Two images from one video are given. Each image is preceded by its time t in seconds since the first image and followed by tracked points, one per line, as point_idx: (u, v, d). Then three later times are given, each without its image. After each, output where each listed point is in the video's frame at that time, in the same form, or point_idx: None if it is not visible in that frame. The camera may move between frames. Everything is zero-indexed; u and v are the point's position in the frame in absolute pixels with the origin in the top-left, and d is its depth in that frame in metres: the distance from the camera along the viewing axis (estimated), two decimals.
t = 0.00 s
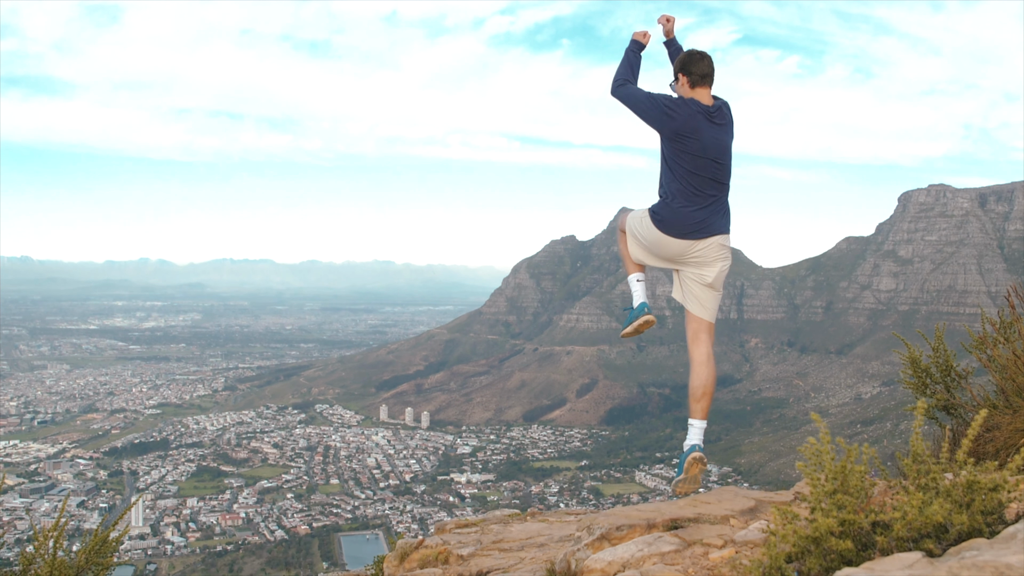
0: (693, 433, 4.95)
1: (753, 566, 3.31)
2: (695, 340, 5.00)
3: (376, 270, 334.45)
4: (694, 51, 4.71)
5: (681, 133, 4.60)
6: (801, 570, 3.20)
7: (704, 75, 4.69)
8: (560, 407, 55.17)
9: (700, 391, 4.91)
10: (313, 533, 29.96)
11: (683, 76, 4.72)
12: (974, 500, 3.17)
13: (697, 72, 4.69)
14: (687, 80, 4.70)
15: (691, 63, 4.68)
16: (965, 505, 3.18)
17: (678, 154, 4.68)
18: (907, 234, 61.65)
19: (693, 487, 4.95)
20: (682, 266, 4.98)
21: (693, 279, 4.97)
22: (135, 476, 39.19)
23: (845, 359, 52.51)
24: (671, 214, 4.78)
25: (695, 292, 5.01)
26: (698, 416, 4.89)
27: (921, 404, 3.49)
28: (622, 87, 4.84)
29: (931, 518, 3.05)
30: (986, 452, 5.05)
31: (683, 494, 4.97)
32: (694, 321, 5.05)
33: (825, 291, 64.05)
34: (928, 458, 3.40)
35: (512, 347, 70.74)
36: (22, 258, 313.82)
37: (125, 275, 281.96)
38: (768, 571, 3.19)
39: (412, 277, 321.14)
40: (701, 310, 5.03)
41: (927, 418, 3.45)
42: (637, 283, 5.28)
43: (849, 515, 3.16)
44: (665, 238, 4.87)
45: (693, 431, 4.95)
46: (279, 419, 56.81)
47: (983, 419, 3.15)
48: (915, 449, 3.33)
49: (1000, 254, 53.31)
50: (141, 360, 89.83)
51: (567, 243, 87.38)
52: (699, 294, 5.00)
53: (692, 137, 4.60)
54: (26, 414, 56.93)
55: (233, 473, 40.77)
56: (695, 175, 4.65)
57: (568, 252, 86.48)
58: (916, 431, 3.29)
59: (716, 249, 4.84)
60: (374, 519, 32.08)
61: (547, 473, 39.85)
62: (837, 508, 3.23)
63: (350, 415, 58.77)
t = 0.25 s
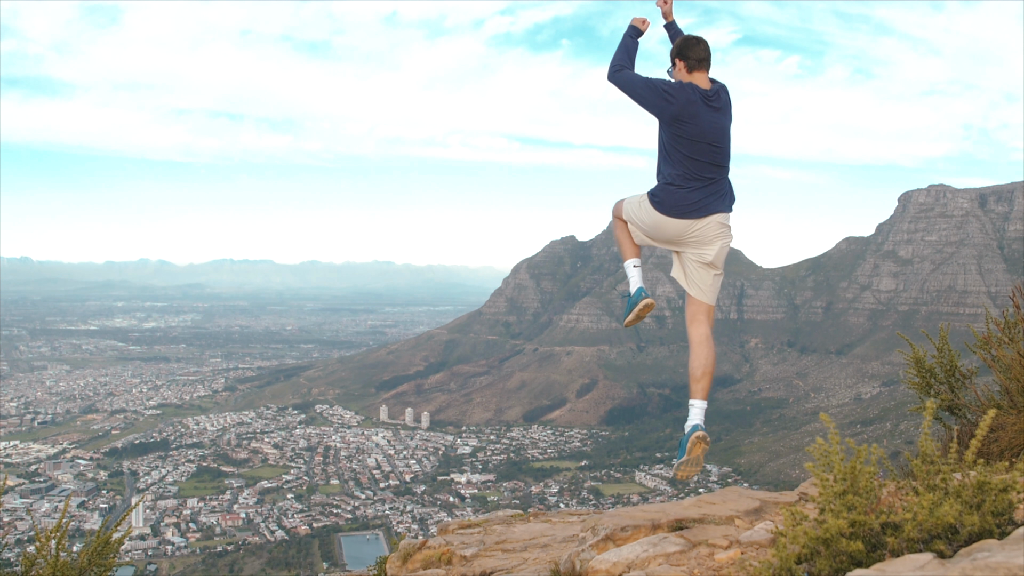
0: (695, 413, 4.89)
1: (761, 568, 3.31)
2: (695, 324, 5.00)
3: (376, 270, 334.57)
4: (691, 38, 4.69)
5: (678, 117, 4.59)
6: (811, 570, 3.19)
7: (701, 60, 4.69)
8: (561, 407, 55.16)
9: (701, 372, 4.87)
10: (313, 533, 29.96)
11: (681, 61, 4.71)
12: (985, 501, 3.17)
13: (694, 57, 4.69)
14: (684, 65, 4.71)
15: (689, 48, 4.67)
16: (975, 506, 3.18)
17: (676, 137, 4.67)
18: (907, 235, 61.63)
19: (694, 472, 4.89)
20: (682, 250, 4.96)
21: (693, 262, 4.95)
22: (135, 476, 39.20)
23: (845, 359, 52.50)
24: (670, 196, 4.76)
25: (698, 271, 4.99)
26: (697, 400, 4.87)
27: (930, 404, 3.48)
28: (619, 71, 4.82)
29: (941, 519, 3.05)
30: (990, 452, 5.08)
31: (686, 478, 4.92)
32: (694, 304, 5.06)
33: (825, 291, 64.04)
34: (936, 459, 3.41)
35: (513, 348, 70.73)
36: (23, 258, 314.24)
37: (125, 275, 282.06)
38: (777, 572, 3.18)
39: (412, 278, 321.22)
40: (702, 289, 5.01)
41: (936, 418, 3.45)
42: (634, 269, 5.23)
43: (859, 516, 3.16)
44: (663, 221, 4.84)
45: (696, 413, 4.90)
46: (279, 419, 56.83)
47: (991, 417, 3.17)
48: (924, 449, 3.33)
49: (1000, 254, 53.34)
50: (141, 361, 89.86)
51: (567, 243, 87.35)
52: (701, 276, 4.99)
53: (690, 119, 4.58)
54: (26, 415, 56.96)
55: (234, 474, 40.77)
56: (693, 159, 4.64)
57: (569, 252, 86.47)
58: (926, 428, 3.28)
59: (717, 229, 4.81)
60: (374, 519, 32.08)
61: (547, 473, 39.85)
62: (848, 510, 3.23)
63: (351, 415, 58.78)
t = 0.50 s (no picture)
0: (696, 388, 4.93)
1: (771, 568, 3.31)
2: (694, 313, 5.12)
3: (376, 270, 334.60)
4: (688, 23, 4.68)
5: (676, 100, 4.58)
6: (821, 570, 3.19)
7: (699, 44, 4.67)
8: (561, 406, 55.16)
9: (700, 351, 5.06)
10: (314, 533, 29.96)
11: (678, 46, 4.70)
12: (995, 500, 3.17)
13: (692, 41, 4.67)
14: (682, 50, 4.69)
15: (686, 33, 4.66)
16: (986, 506, 3.18)
17: (674, 121, 4.67)
18: (907, 233, 61.59)
19: (702, 447, 4.87)
20: (681, 236, 5.00)
21: (692, 250, 5.00)
22: (135, 476, 39.18)
23: (845, 358, 52.53)
24: (670, 180, 4.76)
25: (697, 257, 5.05)
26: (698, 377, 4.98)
27: (939, 403, 3.49)
28: (615, 57, 4.79)
29: (953, 518, 3.05)
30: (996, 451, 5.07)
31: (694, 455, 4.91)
32: (692, 291, 5.14)
33: (826, 290, 64.06)
34: (946, 457, 3.41)
35: (513, 347, 70.72)
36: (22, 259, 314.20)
37: (125, 275, 282.03)
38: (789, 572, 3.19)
39: (412, 277, 321.15)
40: (700, 275, 5.09)
41: (945, 417, 3.46)
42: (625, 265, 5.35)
43: (870, 515, 3.16)
44: (663, 204, 4.84)
45: (695, 390, 4.95)
46: (279, 419, 56.84)
47: (1000, 418, 3.18)
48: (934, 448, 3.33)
49: (1000, 253, 53.35)
50: (141, 361, 89.82)
51: (567, 242, 87.32)
52: (700, 260, 5.05)
53: (688, 103, 4.58)
54: (26, 415, 56.96)
55: (234, 474, 40.77)
56: (693, 142, 4.63)
57: (569, 251, 86.48)
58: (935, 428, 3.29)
59: (717, 212, 4.81)
60: (374, 518, 32.09)
61: (547, 473, 39.85)
62: (858, 509, 3.23)
63: (351, 415, 58.77)
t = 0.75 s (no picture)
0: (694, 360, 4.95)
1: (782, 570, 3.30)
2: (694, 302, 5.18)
3: (377, 270, 334.84)
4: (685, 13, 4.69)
5: (674, 86, 4.57)
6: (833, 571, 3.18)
7: (698, 34, 4.69)
8: (562, 406, 55.16)
9: (700, 328, 5.13)
10: (315, 533, 29.98)
11: (676, 36, 4.71)
12: (1008, 502, 3.16)
13: (690, 31, 4.69)
14: (681, 40, 4.71)
15: (683, 21, 4.67)
16: (998, 506, 3.18)
17: (673, 108, 4.66)
18: (907, 233, 61.54)
19: (705, 420, 4.74)
20: (681, 225, 4.98)
21: (692, 237, 4.98)
22: (136, 477, 39.22)
23: (846, 358, 52.55)
24: (671, 167, 4.74)
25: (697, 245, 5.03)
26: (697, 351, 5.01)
27: (950, 402, 3.47)
28: (613, 45, 4.78)
29: (965, 520, 3.05)
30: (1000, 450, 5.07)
31: (699, 430, 4.76)
32: (691, 278, 5.15)
33: (826, 290, 64.06)
34: (957, 457, 3.39)
35: (513, 347, 70.75)
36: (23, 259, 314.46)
37: (125, 275, 282.22)
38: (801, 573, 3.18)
39: (412, 277, 321.42)
40: (698, 262, 5.10)
41: (956, 417, 3.44)
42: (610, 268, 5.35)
43: (883, 518, 3.14)
44: (663, 192, 4.80)
45: (695, 361, 4.97)
46: (280, 420, 56.85)
47: (1011, 418, 3.17)
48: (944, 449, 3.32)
49: (1001, 252, 53.31)
50: (142, 362, 89.87)
51: (568, 243, 87.30)
52: (701, 248, 5.02)
53: (687, 90, 4.58)
54: (27, 416, 56.99)
55: (235, 474, 40.78)
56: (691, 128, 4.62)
57: (569, 252, 86.51)
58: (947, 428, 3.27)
59: (719, 199, 4.77)
60: (375, 519, 32.10)
61: (548, 473, 39.84)
62: (869, 510, 3.21)
63: (352, 415, 58.78)
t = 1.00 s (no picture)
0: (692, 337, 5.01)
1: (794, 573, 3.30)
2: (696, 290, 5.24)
3: (377, 271, 334.82)
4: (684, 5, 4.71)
5: (674, 76, 4.58)
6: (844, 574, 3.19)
7: (696, 26, 4.70)
8: (562, 407, 55.14)
9: (700, 305, 5.18)
10: (316, 534, 29.97)
11: (674, 28, 4.73)
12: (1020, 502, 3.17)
13: (689, 23, 4.69)
14: (679, 32, 4.71)
15: (682, 12, 4.68)
16: (1010, 507, 3.18)
17: (672, 98, 4.67)
18: (908, 232, 61.51)
19: (706, 392, 4.83)
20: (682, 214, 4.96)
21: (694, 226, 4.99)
22: (137, 478, 39.19)
23: (847, 358, 52.53)
24: (671, 157, 4.73)
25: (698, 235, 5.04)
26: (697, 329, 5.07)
27: (959, 404, 3.48)
28: (610, 39, 4.78)
29: (979, 521, 3.05)
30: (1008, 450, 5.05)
31: (700, 403, 4.87)
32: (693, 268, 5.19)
33: (827, 290, 64.03)
34: (967, 458, 3.40)
35: (514, 348, 70.75)
36: (23, 261, 314.62)
37: (125, 276, 282.14)
38: None
39: (412, 278, 321.38)
40: (703, 250, 5.09)
41: (965, 417, 3.45)
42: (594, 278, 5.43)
43: (895, 518, 3.16)
44: (664, 183, 4.79)
45: (693, 337, 5.03)
46: (281, 421, 56.84)
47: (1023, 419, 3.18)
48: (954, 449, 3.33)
49: (1001, 251, 53.32)
50: (143, 363, 89.87)
51: (568, 243, 87.26)
52: (702, 239, 5.02)
53: (686, 80, 4.59)
54: (28, 417, 56.98)
55: (236, 475, 40.78)
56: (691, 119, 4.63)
57: (569, 252, 86.47)
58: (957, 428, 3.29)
59: (720, 188, 4.77)
60: (376, 519, 32.09)
61: (549, 473, 39.83)
62: (881, 511, 3.22)
63: (353, 416, 58.75)
